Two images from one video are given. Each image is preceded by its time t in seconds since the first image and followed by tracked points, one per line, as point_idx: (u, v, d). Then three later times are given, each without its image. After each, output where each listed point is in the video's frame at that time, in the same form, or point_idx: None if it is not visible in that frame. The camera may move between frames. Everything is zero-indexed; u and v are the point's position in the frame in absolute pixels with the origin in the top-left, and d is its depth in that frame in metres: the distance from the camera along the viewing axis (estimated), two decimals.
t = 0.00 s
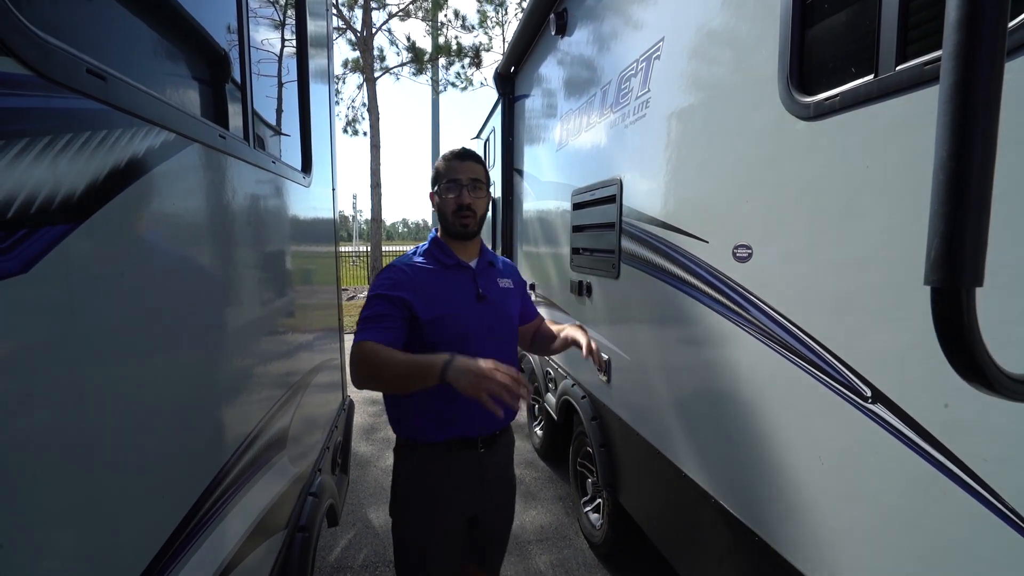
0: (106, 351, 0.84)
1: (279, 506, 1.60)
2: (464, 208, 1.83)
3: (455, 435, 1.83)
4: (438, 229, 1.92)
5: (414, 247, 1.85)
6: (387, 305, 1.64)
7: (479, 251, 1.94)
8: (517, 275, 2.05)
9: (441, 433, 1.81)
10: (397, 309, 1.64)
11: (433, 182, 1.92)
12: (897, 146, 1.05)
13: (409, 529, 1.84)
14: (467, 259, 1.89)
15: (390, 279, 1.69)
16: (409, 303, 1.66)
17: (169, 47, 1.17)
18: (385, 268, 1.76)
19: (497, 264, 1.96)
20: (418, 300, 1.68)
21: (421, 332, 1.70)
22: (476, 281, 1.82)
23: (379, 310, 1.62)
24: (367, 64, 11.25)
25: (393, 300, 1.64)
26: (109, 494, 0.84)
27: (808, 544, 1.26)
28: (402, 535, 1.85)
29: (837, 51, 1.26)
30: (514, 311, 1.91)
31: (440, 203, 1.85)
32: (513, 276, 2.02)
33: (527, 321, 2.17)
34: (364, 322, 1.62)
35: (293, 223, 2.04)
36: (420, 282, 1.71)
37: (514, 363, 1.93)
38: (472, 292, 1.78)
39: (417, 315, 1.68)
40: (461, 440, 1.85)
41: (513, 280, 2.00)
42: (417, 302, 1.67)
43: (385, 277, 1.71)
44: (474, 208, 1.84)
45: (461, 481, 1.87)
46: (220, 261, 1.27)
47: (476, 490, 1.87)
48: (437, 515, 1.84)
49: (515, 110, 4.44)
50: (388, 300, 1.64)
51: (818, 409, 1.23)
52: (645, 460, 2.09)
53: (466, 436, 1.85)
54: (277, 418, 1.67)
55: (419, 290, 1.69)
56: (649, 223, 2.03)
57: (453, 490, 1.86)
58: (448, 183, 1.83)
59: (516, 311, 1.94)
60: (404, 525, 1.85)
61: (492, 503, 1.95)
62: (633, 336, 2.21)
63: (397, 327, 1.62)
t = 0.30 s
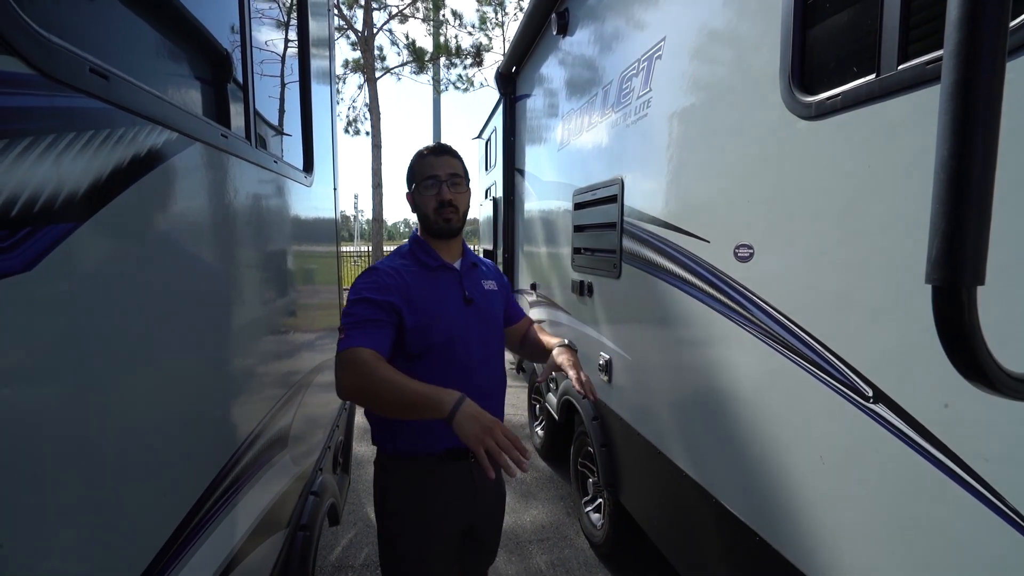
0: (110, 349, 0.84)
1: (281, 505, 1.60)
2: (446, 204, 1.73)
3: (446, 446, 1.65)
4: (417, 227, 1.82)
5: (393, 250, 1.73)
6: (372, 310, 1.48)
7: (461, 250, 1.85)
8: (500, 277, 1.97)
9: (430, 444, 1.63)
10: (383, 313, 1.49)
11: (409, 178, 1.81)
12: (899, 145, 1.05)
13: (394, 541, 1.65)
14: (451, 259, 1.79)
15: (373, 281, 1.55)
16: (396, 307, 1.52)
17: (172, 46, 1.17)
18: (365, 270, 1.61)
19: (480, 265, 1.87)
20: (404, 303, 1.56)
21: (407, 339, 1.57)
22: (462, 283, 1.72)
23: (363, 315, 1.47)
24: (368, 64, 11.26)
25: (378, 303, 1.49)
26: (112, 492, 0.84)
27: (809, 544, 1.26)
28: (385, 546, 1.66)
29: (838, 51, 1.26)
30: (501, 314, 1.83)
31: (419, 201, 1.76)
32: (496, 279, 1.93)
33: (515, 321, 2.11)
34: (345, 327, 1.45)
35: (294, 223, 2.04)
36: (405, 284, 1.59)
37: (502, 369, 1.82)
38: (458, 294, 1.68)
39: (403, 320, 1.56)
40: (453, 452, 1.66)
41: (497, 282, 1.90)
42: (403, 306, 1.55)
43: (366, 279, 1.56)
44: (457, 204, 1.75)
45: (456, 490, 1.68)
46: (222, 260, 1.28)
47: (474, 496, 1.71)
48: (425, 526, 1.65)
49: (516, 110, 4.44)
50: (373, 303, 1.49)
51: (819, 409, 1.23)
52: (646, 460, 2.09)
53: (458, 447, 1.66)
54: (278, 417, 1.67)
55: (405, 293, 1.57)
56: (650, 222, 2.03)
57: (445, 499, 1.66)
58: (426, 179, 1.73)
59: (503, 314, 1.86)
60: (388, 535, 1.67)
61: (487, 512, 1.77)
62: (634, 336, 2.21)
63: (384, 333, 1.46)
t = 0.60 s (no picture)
0: (113, 348, 0.85)
1: (282, 504, 1.61)
2: (435, 203, 1.70)
3: (441, 455, 1.62)
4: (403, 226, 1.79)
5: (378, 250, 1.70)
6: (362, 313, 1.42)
7: (450, 252, 1.83)
8: (486, 278, 1.98)
9: (425, 454, 1.60)
10: (374, 315, 1.41)
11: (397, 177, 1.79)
12: (899, 145, 1.05)
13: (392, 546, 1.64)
14: (438, 261, 1.77)
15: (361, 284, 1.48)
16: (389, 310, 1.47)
17: (173, 47, 1.18)
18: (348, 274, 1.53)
19: (467, 267, 1.90)
20: (395, 306, 1.52)
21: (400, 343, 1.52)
22: (452, 285, 1.72)
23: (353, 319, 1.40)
24: (369, 64, 11.27)
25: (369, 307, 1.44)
26: (114, 490, 0.85)
27: (809, 544, 1.26)
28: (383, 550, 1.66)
29: (839, 52, 1.26)
30: (489, 315, 1.84)
31: (407, 198, 1.73)
32: (484, 280, 1.95)
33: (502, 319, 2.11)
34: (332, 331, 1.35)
35: (296, 223, 2.05)
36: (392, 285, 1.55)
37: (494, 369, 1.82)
38: (449, 296, 1.68)
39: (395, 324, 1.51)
40: (449, 460, 1.65)
41: (484, 283, 1.93)
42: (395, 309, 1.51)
43: (353, 282, 1.49)
44: (446, 204, 1.72)
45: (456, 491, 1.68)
46: (223, 260, 1.28)
47: (474, 498, 1.71)
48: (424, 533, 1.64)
49: (518, 110, 4.44)
50: (363, 306, 1.41)
51: (819, 409, 1.23)
52: (647, 460, 2.09)
53: (454, 454, 1.65)
54: (280, 416, 1.67)
55: (395, 296, 1.53)
56: (651, 222, 2.03)
57: (445, 507, 1.65)
58: (415, 177, 1.71)
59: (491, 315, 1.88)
60: (384, 540, 1.65)
61: (488, 518, 1.77)
62: (635, 336, 2.21)
63: (376, 336, 1.38)
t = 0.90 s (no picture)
0: (113, 348, 0.85)
1: (281, 504, 1.61)
2: (428, 201, 1.70)
3: (435, 462, 1.63)
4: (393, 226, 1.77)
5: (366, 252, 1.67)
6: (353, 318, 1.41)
7: (439, 252, 1.83)
8: (475, 279, 1.98)
9: (419, 460, 1.60)
10: (365, 321, 1.40)
11: (384, 176, 1.77)
12: (899, 146, 1.04)
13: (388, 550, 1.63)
14: (429, 261, 1.76)
15: (351, 288, 1.46)
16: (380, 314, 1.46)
17: (173, 47, 1.18)
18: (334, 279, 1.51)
19: (456, 267, 1.90)
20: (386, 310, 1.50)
21: (392, 347, 1.51)
22: (443, 286, 1.71)
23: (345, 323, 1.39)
24: (370, 64, 11.28)
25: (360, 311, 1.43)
26: (114, 490, 0.85)
27: (809, 546, 1.26)
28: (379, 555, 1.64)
29: (839, 52, 1.26)
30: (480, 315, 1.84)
31: (398, 198, 1.70)
32: (473, 281, 1.95)
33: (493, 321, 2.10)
34: (323, 338, 1.33)
35: (296, 223, 2.05)
36: (382, 289, 1.53)
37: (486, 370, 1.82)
38: (440, 298, 1.67)
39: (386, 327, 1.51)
40: (443, 465, 1.65)
41: (474, 284, 1.94)
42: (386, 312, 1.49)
43: (343, 286, 1.47)
44: (439, 202, 1.72)
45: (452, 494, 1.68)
46: (223, 260, 1.28)
47: (470, 501, 1.71)
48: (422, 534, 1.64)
49: (518, 111, 4.44)
50: (353, 312, 1.39)
51: (820, 410, 1.23)
52: (647, 461, 2.09)
53: (448, 459, 1.65)
54: (280, 416, 1.67)
55: (385, 299, 1.51)
56: (651, 222, 2.03)
57: (444, 509, 1.65)
58: (406, 176, 1.69)
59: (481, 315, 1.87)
60: (380, 542, 1.65)
61: (485, 520, 1.77)
62: (635, 336, 2.21)
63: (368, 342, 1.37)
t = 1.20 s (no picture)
0: (112, 348, 0.85)
1: (281, 504, 1.60)
2: (415, 200, 1.66)
3: (423, 469, 1.62)
4: (381, 227, 1.72)
5: (355, 252, 1.63)
6: (337, 335, 1.40)
7: (431, 255, 1.79)
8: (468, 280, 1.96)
9: (412, 467, 1.60)
10: (351, 341, 1.42)
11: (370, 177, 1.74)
12: (901, 145, 1.04)
13: (378, 553, 1.62)
14: (419, 264, 1.72)
15: (335, 300, 1.43)
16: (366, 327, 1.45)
17: (174, 47, 1.17)
18: (319, 287, 1.48)
19: (448, 268, 1.87)
20: (372, 320, 1.48)
21: (379, 357, 1.51)
22: (433, 290, 1.68)
23: (330, 342, 1.40)
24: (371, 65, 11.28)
25: (345, 327, 1.42)
26: (113, 491, 0.84)
27: (810, 547, 1.25)
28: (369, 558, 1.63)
29: (841, 51, 1.25)
30: (473, 318, 1.81)
31: (385, 198, 1.67)
32: (465, 283, 1.92)
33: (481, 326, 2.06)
34: (315, 360, 1.41)
35: (297, 223, 2.04)
36: (371, 296, 1.50)
37: (479, 373, 1.81)
38: (430, 303, 1.64)
39: (373, 339, 1.49)
40: (431, 471, 1.64)
41: (467, 286, 1.90)
42: (372, 323, 1.47)
43: (327, 296, 1.45)
44: (426, 200, 1.68)
45: (451, 494, 1.68)
46: (224, 260, 1.28)
47: (461, 504, 1.70)
48: (419, 535, 1.63)
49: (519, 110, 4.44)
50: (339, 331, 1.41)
51: (821, 410, 1.22)
52: (647, 462, 2.09)
53: (436, 465, 1.65)
54: (280, 416, 1.67)
55: (372, 307, 1.49)
56: (652, 222, 2.02)
57: (437, 511, 1.65)
58: (392, 174, 1.67)
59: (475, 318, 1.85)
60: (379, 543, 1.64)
61: (477, 522, 1.77)
62: (636, 336, 2.20)
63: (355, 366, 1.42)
